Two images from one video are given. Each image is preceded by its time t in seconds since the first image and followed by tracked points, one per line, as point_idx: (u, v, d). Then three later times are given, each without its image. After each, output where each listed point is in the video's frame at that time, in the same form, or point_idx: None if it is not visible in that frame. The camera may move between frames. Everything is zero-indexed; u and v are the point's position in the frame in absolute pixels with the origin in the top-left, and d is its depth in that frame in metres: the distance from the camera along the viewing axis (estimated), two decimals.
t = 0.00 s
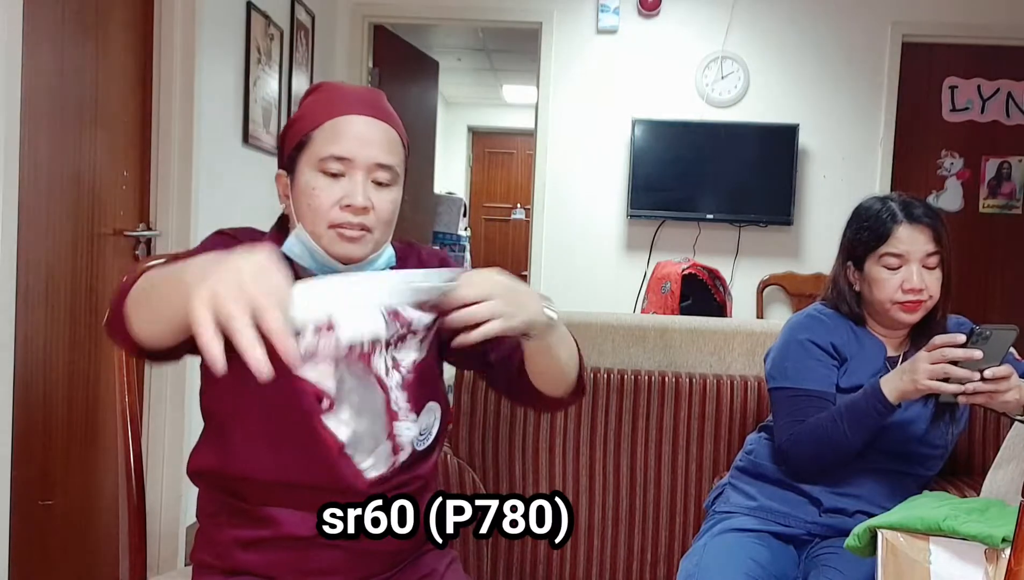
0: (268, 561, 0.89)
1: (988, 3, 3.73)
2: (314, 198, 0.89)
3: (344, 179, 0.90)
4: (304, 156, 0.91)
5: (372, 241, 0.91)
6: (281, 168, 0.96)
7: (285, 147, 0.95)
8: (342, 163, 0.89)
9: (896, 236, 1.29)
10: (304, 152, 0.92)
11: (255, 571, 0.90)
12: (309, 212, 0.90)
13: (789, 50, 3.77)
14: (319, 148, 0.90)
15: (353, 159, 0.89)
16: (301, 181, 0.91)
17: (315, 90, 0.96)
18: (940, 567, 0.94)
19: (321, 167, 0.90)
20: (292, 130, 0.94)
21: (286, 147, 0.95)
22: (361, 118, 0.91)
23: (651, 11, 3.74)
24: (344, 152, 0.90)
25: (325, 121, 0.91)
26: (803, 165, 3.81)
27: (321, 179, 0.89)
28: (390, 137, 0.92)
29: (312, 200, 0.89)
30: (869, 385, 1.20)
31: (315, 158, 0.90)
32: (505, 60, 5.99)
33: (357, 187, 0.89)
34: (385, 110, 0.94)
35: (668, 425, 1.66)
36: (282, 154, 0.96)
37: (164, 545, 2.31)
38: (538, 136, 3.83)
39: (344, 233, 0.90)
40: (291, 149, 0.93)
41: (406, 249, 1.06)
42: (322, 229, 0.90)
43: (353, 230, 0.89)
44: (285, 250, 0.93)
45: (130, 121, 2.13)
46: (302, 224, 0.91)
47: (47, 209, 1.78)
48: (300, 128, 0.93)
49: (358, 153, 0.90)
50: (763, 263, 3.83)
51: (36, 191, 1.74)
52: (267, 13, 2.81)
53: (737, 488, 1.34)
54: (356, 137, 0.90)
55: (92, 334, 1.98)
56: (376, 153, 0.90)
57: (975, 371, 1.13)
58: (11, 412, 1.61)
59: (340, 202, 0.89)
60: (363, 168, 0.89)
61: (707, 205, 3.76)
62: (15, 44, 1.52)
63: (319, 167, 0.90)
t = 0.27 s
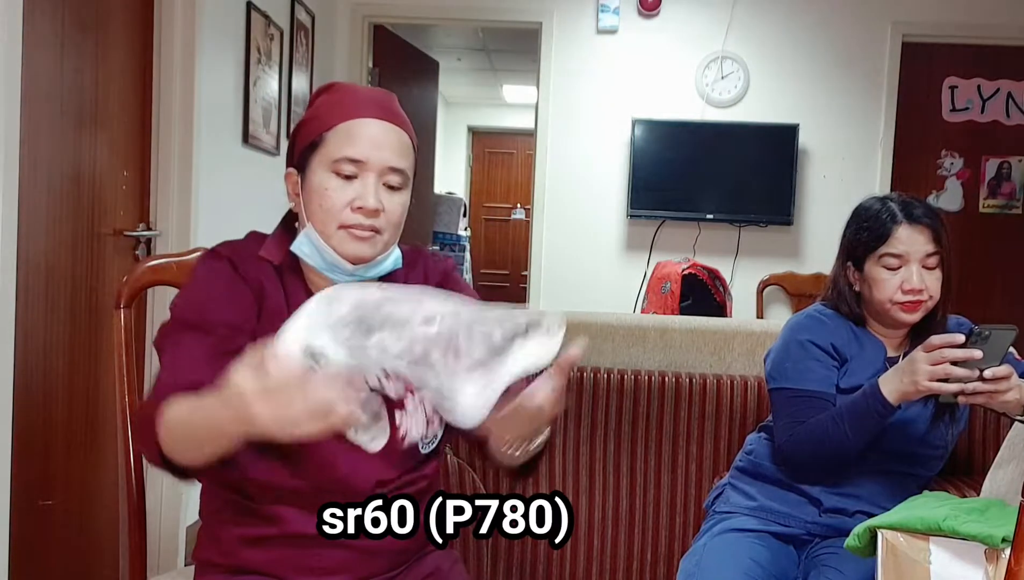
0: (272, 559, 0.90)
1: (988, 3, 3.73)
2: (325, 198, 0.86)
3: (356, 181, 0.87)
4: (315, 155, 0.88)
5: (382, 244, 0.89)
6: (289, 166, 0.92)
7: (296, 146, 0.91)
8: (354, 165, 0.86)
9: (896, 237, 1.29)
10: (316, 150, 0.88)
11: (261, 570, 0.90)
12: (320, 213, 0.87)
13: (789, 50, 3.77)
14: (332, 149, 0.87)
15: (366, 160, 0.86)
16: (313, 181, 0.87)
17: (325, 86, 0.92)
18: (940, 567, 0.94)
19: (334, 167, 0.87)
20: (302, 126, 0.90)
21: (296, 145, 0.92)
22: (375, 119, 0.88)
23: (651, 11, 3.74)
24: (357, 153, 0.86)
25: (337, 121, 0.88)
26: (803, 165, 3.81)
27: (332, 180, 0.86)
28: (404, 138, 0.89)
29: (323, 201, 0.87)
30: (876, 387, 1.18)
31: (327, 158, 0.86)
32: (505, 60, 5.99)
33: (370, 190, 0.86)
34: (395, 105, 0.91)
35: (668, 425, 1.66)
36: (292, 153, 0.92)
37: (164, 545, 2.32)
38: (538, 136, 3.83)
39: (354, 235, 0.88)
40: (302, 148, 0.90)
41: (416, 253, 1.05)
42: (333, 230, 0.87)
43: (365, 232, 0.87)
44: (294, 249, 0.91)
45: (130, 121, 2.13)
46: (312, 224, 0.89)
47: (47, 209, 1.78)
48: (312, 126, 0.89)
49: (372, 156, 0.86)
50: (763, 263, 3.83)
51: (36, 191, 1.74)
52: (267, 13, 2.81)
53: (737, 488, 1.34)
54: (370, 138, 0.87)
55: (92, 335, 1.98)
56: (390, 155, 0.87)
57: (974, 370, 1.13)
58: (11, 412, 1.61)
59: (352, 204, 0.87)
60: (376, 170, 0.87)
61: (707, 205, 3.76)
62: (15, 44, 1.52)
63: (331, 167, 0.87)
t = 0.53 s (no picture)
0: (273, 558, 0.91)
1: (988, 3, 3.73)
2: (323, 212, 0.92)
3: (353, 196, 0.92)
4: (315, 168, 0.93)
5: (377, 255, 0.94)
6: (291, 170, 0.97)
7: (296, 152, 0.96)
8: (352, 180, 0.91)
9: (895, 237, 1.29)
10: (315, 162, 0.93)
11: (261, 569, 0.91)
12: (318, 226, 0.93)
13: (789, 50, 3.77)
14: (331, 162, 0.92)
15: (363, 177, 0.91)
16: (312, 193, 0.93)
17: (327, 88, 0.95)
18: (940, 567, 0.94)
19: (331, 182, 0.92)
20: (304, 135, 0.94)
21: (297, 150, 0.96)
22: (373, 131, 0.92)
23: (651, 11, 3.74)
24: (353, 169, 0.91)
25: (336, 134, 0.92)
26: (803, 165, 3.81)
27: (331, 195, 0.92)
28: (402, 150, 0.93)
29: (321, 215, 0.92)
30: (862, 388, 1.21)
31: (327, 173, 0.92)
32: (505, 60, 5.98)
33: (366, 206, 0.92)
34: (400, 118, 0.95)
35: (668, 425, 1.66)
36: (294, 156, 0.97)
37: (164, 545, 2.32)
38: (538, 136, 3.84)
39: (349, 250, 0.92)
40: (302, 156, 0.94)
41: (416, 257, 1.08)
42: (328, 243, 0.92)
43: (359, 246, 0.92)
44: (292, 258, 0.95)
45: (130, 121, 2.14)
46: (308, 234, 0.94)
47: (47, 209, 1.78)
48: (311, 136, 0.93)
49: (369, 172, 0.91)
50: (763, 263, 3.83)
51: (36, 191, 1.74)
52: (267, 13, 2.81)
53: (737, 488, 1.34)
54: (367, 153, 0.91)
55: (92, 334, 1.98)
56: (386, 171, 0.92)
57: (974, 371, 1.13)
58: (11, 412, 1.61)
59: (348, 219, 0.92)
60: (372, 186, 0.92)
61: (707, 205, 3.76)
62: (15, 44, 1.52)
63: (330, 183, 0.92)
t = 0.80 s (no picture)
0: (273, 559, 0.91)
1: (988, 3, 3.73)
2: (317, 216, 0.92)
3: (349, 201, 0.92)
4: (310, 171, 0.93)
5: (372, 259, 0.94)
6: (286, 169, 0.97)
7: (291, 154, 0.96)
8: (347, 185, 0.91)
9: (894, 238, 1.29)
10: (310, 166, 0.93)
11: (261, 570, 0.91)
12: (313, 230, 0.93)
13: (789, 50, 3.77)
14: (327, 167, 0.92)
15: (358, 181, 0.91)
16: (308, 198, 0.93)
17: (323, 87, 0.95)
18: (940, 567, 0.94)
19: (327, 187, 0.92)
20: (299, 138, 0.94)
21: (292, 151, 0.96)
22: (370, 136, 0.92)
23: (651, 11, 3.74)
24: (349, 175, 0.91)
25: (331, 138, 0.91)
26: (802, 166, 3.82)
27: (326, 200, 0.92)
28: (398, 155, 0.93)
29: (316, 219, 0.92)
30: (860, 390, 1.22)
31: (322, 177, 0.92)
32: (505, 60, 5.98)
33: (362, 211, 0.92)
34: (397, 121, 0.95)
35: (668, 425, 1.66)
36: (289, 157, 0.97)
37: (164, 545, 2.32)
38: (538, 136, 3.84)
39: (344, 254, 0.93)
40: (297, 159, 0.94)
41: (415, 257, 1.09)
42: (324, 247, 0.93)
43: (354, 250, 0.93)
44: (287, 260, 0.95)
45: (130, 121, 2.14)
46: (303, 237, 0.94)
47: (47, 209, 1.78)
48: (306, 139, 0.93)
49: (365, 177, 0.91)
50: (764, 263, 3.83)
51: (36, 192, 1.74)
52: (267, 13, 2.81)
53: (737, 488, 1.34)
54: (363, 158, 0.91)
55: (92, 334, 1.98)
56: (381, 176, 0.92)
57: (975, 371, 1.13)
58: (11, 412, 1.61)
59: (343, 223, 0.92)
60: (368, 190, 0.92)
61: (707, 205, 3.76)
62: (15, 43, 1.52)
63: (325, 187, 0.92)
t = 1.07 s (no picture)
0: (273, 561, 0.91)
1: (988, 3, 3.73)
2: (362, 221, 0.91)
3: (390, 203, 0.91)
4: (349, 175, 0.91)
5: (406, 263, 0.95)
6: (307, 173, 0.94)
7: (315, 158, 0.92)
8: (390, 187, 0.91)
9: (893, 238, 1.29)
10: (346, 169, 0.91)
11: (261, 572, 0.91)
12: (355, 234, 0.91)
13: (789, 50, 3.77)
14: (367, 169, 0.91)
15: (402, 184, 0.91)
16: (345, 200, 0.91)
17: (336, 89, 0.93)
18: (940, 567, 0.94)
19: (369, 190, 0.91)
20: (323, 140, 0.91)
21: (312, 154, 0.93)
22: (403, 138, 0.92)
23: (651, 11, 3.74)
24: (394, 177, 0.91)
25: (368, 141, 0.90)
26: (803, 166, 3.82)
27: (368, 202, 0.91)
28: (426, 156, 0.94)
29: (359, 222, 0.91)
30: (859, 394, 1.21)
31: (364, 180, 0.91)
32: (505, 60, 5.98)
33: (404, 213, 0.92)
34: (418, 124, 0.95)
35: (669, 425, 1.66)
36: (309, 160, 0.93)
37: (164, 546, 2.32)
38: (538, 136, 3.84)
39: (387, 258, 0.92)
40: (326, 162, 0.92)
41: (421, 261, 1.07)
42: (365, 251, 0.92)
43: (396, 254, 0.93)
44: (317, 264, 0.92)
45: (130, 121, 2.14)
46: (340, 243, 0.92)
47: (47, 210, 1.78)
48: (342, 142, 0.91)
49: (408, 179, 0.91)
50: (764, 263, 3.83)
51: (36, 192, 1.74)
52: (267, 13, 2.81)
53: (737, 488, 1.34)
54: (403, 161, 0.91)
55: (92, 335, 1.98)
56: (419, 178, 0.93)
57: (975, 371, 1.14)
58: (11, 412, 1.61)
59: (386, 227, 0.91)
60: (410, 193, 0.92)
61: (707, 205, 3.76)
62: (16, 44, 1.52)
63: (367, 190, 0.91)
